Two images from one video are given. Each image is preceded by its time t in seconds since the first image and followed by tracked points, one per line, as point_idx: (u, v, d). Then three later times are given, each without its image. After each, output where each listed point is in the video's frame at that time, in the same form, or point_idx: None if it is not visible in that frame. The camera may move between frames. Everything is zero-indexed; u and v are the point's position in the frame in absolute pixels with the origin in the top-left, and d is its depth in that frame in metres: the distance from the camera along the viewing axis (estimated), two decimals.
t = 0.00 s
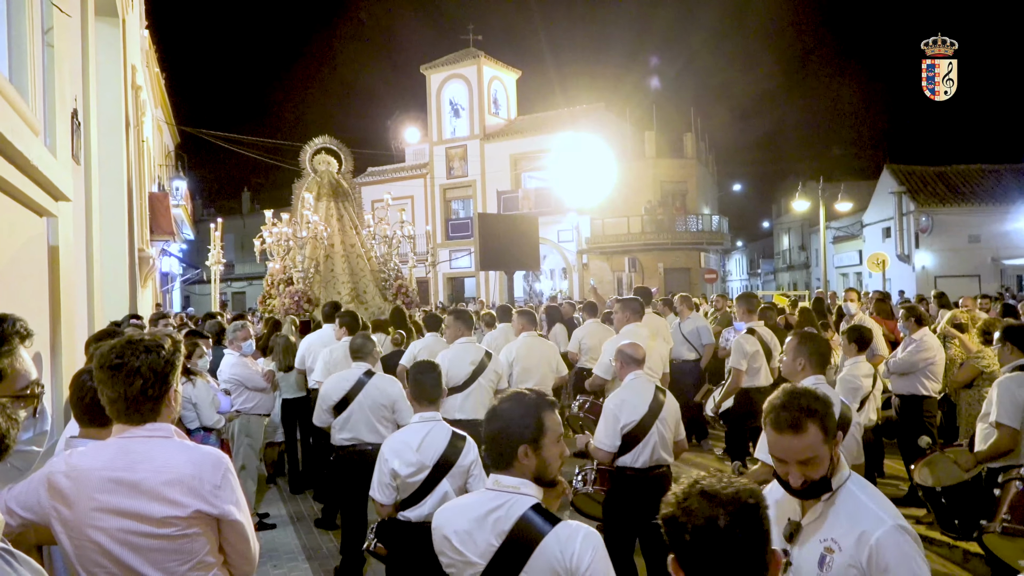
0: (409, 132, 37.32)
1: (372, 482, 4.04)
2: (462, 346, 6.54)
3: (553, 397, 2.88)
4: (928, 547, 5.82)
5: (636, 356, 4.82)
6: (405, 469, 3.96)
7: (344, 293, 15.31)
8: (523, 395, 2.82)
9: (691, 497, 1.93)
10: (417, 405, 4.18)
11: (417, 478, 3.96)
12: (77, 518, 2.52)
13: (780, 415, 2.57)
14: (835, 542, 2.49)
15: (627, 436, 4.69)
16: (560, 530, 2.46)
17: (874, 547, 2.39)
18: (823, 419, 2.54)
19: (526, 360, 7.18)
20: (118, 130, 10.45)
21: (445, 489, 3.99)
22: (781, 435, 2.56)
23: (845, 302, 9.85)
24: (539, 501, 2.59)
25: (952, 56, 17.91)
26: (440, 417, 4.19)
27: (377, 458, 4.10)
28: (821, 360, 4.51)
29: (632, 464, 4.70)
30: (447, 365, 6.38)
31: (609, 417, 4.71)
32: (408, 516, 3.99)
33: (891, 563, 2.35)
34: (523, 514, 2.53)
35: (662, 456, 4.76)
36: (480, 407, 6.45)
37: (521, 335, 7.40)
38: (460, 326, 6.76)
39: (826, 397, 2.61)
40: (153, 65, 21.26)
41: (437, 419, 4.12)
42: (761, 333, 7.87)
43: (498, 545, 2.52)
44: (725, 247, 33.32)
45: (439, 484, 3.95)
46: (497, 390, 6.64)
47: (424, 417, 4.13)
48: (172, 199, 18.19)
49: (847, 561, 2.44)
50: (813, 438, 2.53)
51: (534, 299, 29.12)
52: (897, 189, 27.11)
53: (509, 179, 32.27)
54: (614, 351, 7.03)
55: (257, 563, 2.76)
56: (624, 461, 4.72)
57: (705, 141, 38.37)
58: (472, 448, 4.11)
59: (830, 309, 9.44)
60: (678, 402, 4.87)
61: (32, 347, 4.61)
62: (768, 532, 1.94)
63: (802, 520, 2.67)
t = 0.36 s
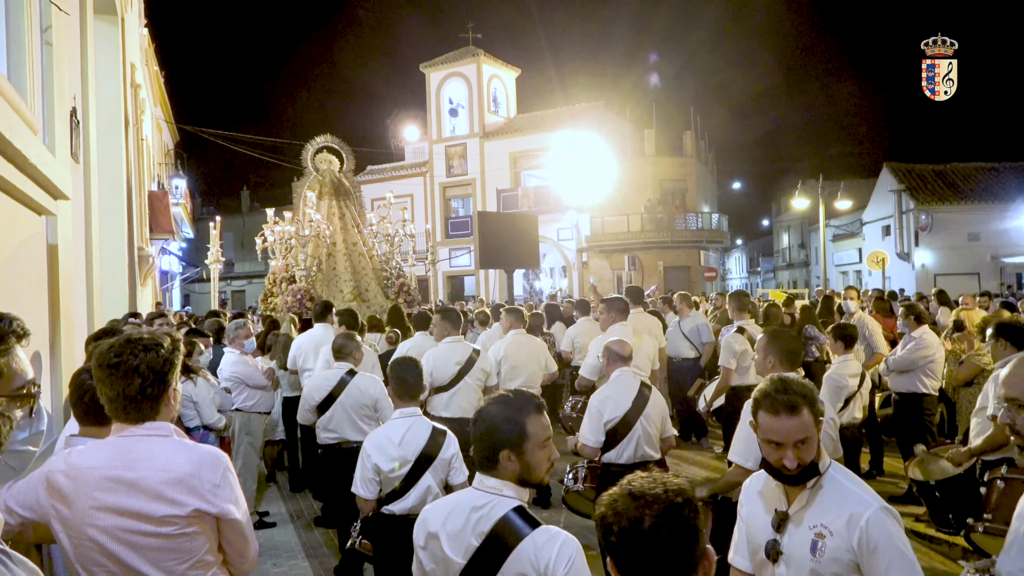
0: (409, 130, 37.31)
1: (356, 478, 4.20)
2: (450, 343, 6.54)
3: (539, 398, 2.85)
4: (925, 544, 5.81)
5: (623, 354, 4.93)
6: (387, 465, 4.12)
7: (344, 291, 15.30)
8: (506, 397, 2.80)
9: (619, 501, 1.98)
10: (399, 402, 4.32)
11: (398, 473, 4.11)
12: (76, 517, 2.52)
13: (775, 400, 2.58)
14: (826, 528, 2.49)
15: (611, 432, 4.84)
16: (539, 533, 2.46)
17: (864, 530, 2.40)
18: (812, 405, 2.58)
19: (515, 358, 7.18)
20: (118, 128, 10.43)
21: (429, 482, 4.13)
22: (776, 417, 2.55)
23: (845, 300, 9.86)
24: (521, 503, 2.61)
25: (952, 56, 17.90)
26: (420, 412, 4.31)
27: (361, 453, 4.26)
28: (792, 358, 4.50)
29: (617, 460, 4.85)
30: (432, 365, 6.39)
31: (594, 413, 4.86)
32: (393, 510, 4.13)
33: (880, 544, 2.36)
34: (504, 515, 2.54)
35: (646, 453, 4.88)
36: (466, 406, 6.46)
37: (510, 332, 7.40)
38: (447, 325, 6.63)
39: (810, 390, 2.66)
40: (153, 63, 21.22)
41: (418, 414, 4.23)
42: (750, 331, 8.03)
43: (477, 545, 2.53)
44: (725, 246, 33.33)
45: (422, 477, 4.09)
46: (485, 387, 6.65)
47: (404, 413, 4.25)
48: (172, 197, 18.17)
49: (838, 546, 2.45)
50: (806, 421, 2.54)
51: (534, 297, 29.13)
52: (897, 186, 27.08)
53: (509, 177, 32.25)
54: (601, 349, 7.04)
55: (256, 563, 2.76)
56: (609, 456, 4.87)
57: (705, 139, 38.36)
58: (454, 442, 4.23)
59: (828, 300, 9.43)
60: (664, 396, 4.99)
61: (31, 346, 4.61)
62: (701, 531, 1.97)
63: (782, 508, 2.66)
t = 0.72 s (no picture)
0: (411, 128, 37.35)
1: (348, 472, 4.24)
2: (445, 341, 6.59)
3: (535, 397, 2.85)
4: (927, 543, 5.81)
5: (617, 351, 5.01)
6: (380, 458, 4.18)
7: (345, 289, 15.31)
8: (503, 395, 2.81)
9: (593, 497, 2.00)
10: (393, 397, 4.32)
11: (390, 466, 4.17)
12: (80, 514, 2.53)
13: (782, 397, 2.58)
14: (825, 530, 2.48)
15: (603, 429, 4.86)
16: (528, 530, 2.46)
17: (864, 534, 2.39)
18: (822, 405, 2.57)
19: (508, 356, 7.19)
20: (121, 126, 10.44)
21: (421, 476, 4.18)
22: (781, 414, 2.56)
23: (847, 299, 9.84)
24: (514, 499, 2.61)
25: (952, 55, 17.85)
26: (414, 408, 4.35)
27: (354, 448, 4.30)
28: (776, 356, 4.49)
29: (609, 457, 4.88)
30: (428, 363, 6.42)
31: (585, 409, 4.87)
32: (387, 505, 4.15)
33: (878, 550, 2.36)
34: (494, 511, 2.54)
35: (639, 450, 4.90)
36: (463, 404, 6.45)
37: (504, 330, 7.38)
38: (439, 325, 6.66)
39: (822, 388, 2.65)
40: (156, 62, 21.23)
41: (412, 410, 4.29)
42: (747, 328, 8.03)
43: (468, 538, 2.53)
44: (727, 244, 33.29)
45: (415, 471, 4.14)
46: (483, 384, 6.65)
47: (398, 409, 4.30)
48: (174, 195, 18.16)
49: (836, 549, 2.44)
50: (814, 418, 2.53)
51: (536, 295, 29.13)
52: (900, 185, 27.00)
53: (511, 176, 32.21)
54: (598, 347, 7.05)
55: (260, 560, 2.77)
56: (601, 454, 4.90)
57: (707, 137, 38.29)
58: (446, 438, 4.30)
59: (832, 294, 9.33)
60: (657, 395, 5.00)
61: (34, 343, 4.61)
62: (675, 530, 1.98)
63: (783, 505, 2.65)
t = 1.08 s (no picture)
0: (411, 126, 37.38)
1: (354, 464, 4.20)
2: (456, 343, 6.53)
3: (545, 394, 2.88)
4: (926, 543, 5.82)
5: (613, 349, 5.05)
6: (386, 450, 4.16)
7: (343, 288, 15.32)
8: (519, 391, 2.84)
9: (628, 481, 2.01)
10: (398, 392, 4.33)
11: (396, 459, 4.18)
12: (83, 510, 2.54)
13: (781, 402, 2.62)
14: (826, 538, 2.47)
15: (601, 425, 4.87)
16: (536, 521, 2.54)
17: (867, 546, 2.36)
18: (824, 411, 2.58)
19: (510, 353, 7.16)
20: (122, 124, 10.44)
21: (424, 468, 4.22)
22: (778, 419, 2.59)
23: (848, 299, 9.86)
24: (522, 490, 2.67)
25: (952, 55, 17.85)
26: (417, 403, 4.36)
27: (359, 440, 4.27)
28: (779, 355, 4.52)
29: (605, 452, 4.89)
30: (445, 358, 6.41)
31: (583, 405, 4.89)
32: (392, 498, 4.22)
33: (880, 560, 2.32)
34: (503, 502, 2.60)
35: (634, 445, 4.92)
36: (477, 398, 6.55)
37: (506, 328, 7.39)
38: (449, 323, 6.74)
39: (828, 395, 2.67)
40: (156, 60, 21.23)
41: (415, 405, 4.29)
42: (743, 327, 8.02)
43: (478, 527, 2.60)
44: (727, 243, 33.31)
45: (418, 464, 4.18)
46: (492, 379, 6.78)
47: (403, 403, 4.29)
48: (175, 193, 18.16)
49: (837, 558, 2.42)
50: (812, 424, 2.56)
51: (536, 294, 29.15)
52: (901, 185, 26.98)
53: (512, 174, 32.20)
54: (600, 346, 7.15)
55: (261, 557, 2.78)
56: (598, 449, 4.90)
57: (707, 136, 38.29)
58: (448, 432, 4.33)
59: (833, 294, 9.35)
60: (653, 392, 5.04)
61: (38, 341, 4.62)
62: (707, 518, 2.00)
63: (788, 510, 2.66)
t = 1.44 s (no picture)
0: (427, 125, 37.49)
1: (384, 448, 4.26)
2: (488, 343, 6.66)
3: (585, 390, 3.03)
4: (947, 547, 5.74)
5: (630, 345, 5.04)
6: (417, 436, 4.19)
7: (359, 286, 15.39)
8: (559, 386, 2.97)
9: (713, 464, 1.98)
10: (428, 380, 4.35)
11: (426, 445, 4.20)
12: (104, 506, 2.57)
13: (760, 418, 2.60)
14: (828, 548, 2.39)
15: (623, 420, 4.85)
16: (569, 512, 2.65)
17: (863, 558, 2.28)
18: (805, 424, 2.51)
19: (533, 354, 7.18)
20: (141, 124, 10.56)
21: (452, 455, 4.26)
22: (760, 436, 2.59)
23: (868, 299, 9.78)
24: (557, 482, 2.77)
25: (950, 56, 17.63)
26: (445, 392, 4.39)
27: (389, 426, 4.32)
28: (808, 352, 4.50)
29: (627, 447, 4.88)
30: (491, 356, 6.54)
31: (605, 402, 4.85)
32: (419, 482, 4.25)
33: (879, 573, 2.24)
34: (539, 492, 2.71)
35: (655, 438, 4.97)
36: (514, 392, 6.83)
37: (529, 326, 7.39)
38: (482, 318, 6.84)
39: (828, 401, 2.57)
40: (175, 60, 21.46)
41: (444, 394, 4.32)
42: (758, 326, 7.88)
43: (514, 512, 2.71)
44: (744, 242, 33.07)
45: (446, 451, 4.21)
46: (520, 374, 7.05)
47: (433, 392, 4.33)
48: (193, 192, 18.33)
49: (837, 570, 2.35)
50: (789, 440, 2.51)
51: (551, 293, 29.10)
52: (921, 183, 26.62)
53: (527, 173, 32.17)
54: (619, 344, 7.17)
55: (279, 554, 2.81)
56: (620, 444, 4.89)
57: (724, 135, 38.05)
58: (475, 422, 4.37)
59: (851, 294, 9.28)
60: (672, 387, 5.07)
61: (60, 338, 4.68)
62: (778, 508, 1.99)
63: (803, 520, 2.60)
